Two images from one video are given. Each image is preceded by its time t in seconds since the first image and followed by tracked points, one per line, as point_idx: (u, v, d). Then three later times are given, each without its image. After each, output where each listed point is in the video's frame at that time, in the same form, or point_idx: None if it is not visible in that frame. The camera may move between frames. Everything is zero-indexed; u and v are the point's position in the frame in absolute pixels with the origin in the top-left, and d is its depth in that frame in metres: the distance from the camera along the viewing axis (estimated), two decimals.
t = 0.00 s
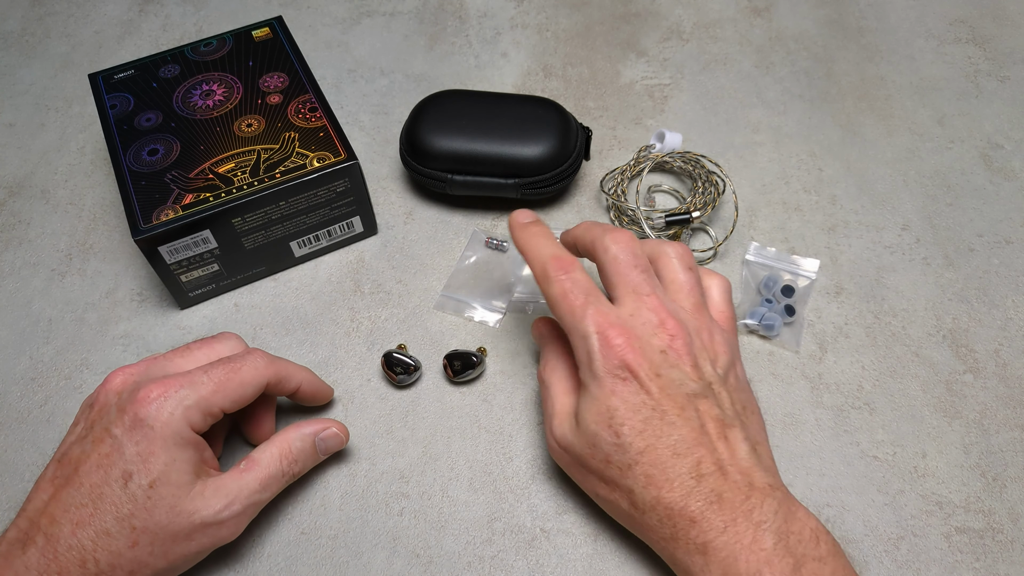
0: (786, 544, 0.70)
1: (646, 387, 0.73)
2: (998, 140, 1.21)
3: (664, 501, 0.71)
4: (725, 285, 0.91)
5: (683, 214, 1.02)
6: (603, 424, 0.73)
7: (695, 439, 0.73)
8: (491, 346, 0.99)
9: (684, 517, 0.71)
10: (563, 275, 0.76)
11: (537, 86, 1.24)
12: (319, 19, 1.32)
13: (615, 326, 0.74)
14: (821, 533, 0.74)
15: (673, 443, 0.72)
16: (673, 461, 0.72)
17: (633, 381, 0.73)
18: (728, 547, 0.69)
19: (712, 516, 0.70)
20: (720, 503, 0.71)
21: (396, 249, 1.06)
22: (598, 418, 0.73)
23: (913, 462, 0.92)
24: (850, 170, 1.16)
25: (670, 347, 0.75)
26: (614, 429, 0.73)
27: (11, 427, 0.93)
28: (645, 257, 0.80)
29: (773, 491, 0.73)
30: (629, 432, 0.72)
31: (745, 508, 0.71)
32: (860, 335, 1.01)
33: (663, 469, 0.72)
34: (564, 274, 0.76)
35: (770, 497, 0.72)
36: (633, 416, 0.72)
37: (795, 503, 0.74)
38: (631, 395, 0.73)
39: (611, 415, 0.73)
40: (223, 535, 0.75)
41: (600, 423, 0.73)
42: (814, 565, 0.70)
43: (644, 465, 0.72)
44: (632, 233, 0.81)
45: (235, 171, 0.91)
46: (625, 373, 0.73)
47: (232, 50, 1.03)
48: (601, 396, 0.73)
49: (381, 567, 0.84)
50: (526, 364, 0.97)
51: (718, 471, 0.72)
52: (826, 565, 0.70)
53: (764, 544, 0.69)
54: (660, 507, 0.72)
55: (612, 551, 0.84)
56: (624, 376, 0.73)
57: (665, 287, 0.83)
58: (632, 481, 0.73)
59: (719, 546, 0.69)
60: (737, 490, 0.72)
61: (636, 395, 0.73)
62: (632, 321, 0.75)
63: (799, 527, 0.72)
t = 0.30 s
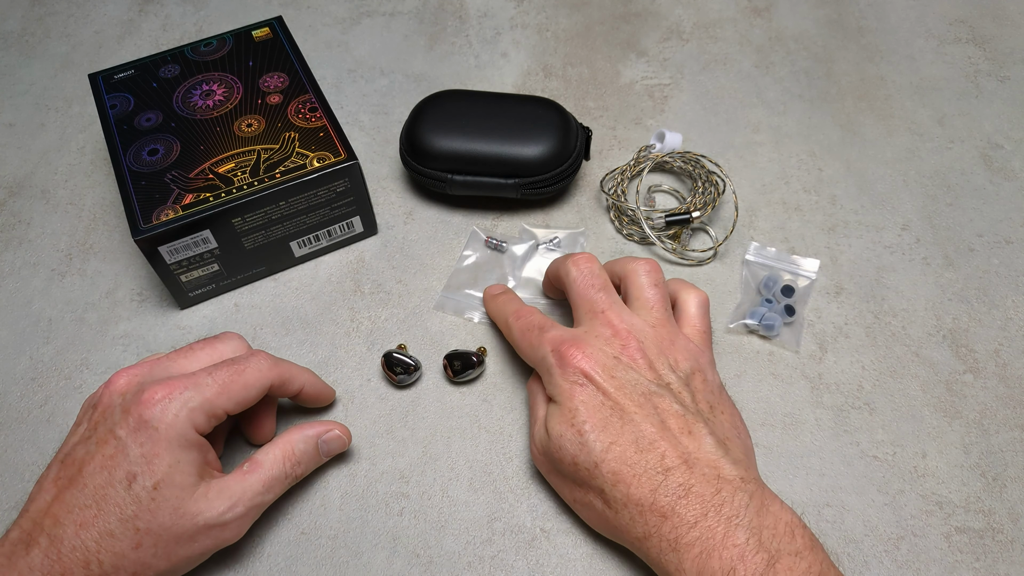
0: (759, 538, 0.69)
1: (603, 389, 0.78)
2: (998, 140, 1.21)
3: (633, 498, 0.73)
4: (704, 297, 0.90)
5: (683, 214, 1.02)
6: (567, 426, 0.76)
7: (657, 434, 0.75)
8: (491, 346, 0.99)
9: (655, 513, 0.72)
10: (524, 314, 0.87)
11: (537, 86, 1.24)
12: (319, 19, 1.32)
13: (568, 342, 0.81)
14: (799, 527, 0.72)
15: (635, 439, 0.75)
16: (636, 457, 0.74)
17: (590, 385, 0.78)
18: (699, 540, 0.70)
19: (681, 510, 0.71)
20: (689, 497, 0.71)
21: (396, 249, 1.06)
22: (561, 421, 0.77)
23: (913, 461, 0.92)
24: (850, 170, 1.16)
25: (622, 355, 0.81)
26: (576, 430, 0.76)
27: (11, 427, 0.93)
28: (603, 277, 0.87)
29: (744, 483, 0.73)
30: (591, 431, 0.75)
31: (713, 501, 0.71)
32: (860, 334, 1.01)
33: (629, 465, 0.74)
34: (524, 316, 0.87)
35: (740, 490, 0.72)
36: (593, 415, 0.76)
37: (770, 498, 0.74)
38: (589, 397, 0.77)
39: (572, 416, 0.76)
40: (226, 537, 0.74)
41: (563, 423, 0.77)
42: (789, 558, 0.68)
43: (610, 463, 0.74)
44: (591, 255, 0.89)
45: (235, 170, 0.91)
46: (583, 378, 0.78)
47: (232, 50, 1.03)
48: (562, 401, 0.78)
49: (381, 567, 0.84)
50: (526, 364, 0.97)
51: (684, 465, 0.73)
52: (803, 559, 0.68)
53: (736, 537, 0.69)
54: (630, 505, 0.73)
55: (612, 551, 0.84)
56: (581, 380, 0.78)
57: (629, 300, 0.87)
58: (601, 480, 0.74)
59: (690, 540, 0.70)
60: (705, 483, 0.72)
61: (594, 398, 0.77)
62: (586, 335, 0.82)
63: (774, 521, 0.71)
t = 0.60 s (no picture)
0: (760, 541, 0.69)
1: (608, 390, 0.78)
2: (998, 140, 1.21)
3: (636, 499, 0.72)
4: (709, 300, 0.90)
5: (683, 214, 1.02)
6: (571, 426, 0.76)
7: (661, 437, 0.75)
8: (491, 346, 0.99)
9: (657, 515, 0.72)
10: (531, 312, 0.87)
11: (537, 86, 1.24)
12: (319, 19, 1.32)
13: (575, 341, 0.81)
14: (799, 531, 0.73)
15: (639, 441, 0.75)
16: (640, 459, 0.74)
17: (595, 386, 0.78)
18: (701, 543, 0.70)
19: (684, 512, 0.71)
20: (692, 499, 0.71)
21: (396, 249, 1.06)
22: (566, 421, 0.77)
23: (913, 462, 0.92)
24: (850, 170, 1.16)
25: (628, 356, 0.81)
26: (581, 430, 0.76)
27: (11, 427, 0.93)
28: (609, 277, 0.86)
29: (746, 487, 0.73)
30: (596, 432, 0.75)
31: (715, 504, 0.71)
32: (860, 334, 1.01)
33: (632, 466, 0.74)
34: (530, 315, 0.87)
35: (743, 494, 0.72)
36: (598, 416, 0.76)
37: (771, 501, 0.74)
38: (594, 398, 0.77)
39: (577, 416, 0.76)
40: (226, 537, 0.74)
41: (567, 423, 0.77)
42: (790, 561, 0.68)
43: (614, 465, 0.74)
44: (597, 256, 0.88)
45: (235, 171, 0.91)
46: (588, 378, 0.78)
47: (232, 50, 1.03)
48: (567, 401, 0.78)
49: (381, 567, 0.84)
50: (527, 364, 0.97)
51: (687, 468, 0.73)
52: (803, 563, 0.69)
53: (738, 541, 0.69)
54: (633, 507, 0.73)
55: (612, 551, 0.84)
56: (586, 380, 0.78)
57: (635, 302, 0.87)
58: (604, 481, 0.74)
59: (692, 542, 0.70)
60: (708, 486, 0.72)
61: (599, 398, 0.77)
62: (592, 335, 0.82)
63: (775, 525, 0.71)
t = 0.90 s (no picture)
0: (770, 547, 0.69)
1: (630, 389, 0.77)
2: (998, 140, 1.21)
3: (651, 502, 0.72)
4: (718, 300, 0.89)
5: (683, 214, 1.02)
6: (588, 425, 0.76)
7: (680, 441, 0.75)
8: (491, 346, 0.99)
9: (670, 519, 0.71)
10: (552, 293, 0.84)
11: (537, 86, 1.24)
12: (319, 19, 1.32)
13: (598, 334, 0.79)
14: (807, 537, 0.73)
15: (657, 444, 0.74)
16: (659, 461, 0.73)
17: (617, 384, 0.77)
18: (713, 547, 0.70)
19: (698, 517, 0.71)
20: (706, 504, 0.71)
21: (396, 249, 1.06)
22: (584, 419, 0.76)
23: (913, 462, 0.92)
24: (850, 170, 1.16)
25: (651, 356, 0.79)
26: (602, 428, 0.75)
27: (11, 427, 0.93)
28: (635, 269, 0.84)
29: (759, 493, 0.73)
30: (614, 432, 0.75)
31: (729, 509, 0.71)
32: (860, 334, 1.01)
33: (649, 469, 0.73)
34: (555, 291, 0.84)
35: (756, 499, 0.72)
36: (618, 417, 0.75)
37: (781, 507, 0.74)
38: (615, 397, 0.76)
39: (597, 415, 0.76)
40: (223, 536, 0.74)
41: (585, 421, 0.76)
42: (799, 568, 0.68)
43: (631, 466, 0.73)
44: (623, 245, 0.86)
45: (235, 171, 0.91)
46: (609, 376, 0.77)
47: (232, 50, 1.03)
48: (587, 397, 0.77)
49: (381, 566, 0.84)
50: (527, 364, 0.97)
51: (704, 473, 0.73)
52: (810, 569, 0.69)
53: (749, 545, 0.69)
54: (647, 509, 0.73)
55: (612, 551, 0.85)
56: (608, 378, 0.77)
57: (654, 297, 0.86)
58: (619, 482, 0.74)
59: (704, 546, 0.70)
60: (723, 492, 0.72)
61: (620, 396, 0.76)
62: (616, 328, 0.81)
63: (785, 531, 0.71)
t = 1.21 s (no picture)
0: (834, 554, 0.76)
1: (768, 381, 0.72)
2: (998, 140, 1.21)
3: (745, 499, 0.73)
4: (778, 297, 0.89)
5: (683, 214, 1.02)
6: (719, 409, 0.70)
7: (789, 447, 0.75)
8: (491, 346, 0.99)
9: (755, 518, 0.73)
10: (730, 244, 0.72)
11: (537, 86, 1.24)
12: (319, 19, 1.32)
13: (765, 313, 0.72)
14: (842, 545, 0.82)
15: (772, 446, 0.73)
16: (773, 461, 0.73)
17: (761, 372, 0.72)
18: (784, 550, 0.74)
19: (781, 520, 0.74)
20: (790, 510, 0.74)
21: (396, 250, 1.06)
22: (716, 400, 0.70)
23: (913, 462, 0.92)
24: (850, 170, 1.16)
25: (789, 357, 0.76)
26: (728, 412, 0.70)
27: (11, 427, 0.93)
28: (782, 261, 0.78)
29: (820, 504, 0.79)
30: (739, 421, 0.71)
31: (805, 517, 0.75)
32: (860, 335, 1.01)
33: (757, 466, 0.72)
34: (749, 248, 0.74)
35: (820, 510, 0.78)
36: (750, 409, 0.72)
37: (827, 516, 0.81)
38: (755, 385, 0.72)
39: (730, 400, 0.70)
40: (76, 501, 0.67)
41: (715, 403, 0.70)
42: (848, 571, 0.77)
43: (743, 461, 0.72)
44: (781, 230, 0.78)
45: (235, 171, 0.91)
46: (758, 362, 0.71)
47: (232, 50, 1.03)
48: (730, 377, 0.70)
49: (381, 567, 0.84)
50: (527, 364, 0.97)
51: (794, 481, 0.75)
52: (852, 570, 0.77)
53: (819, 552, 0.75)
54: (737, 504, 0.73)
55: (612, 551, 0.85)
56: (756, 364, 0.71)
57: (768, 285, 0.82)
58: (722, 471, 0.72)
59: (778, 549, 0.73)
60: (803, 499, 0.76)
61: (757, 383, 0.71)
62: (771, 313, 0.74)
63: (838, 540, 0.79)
